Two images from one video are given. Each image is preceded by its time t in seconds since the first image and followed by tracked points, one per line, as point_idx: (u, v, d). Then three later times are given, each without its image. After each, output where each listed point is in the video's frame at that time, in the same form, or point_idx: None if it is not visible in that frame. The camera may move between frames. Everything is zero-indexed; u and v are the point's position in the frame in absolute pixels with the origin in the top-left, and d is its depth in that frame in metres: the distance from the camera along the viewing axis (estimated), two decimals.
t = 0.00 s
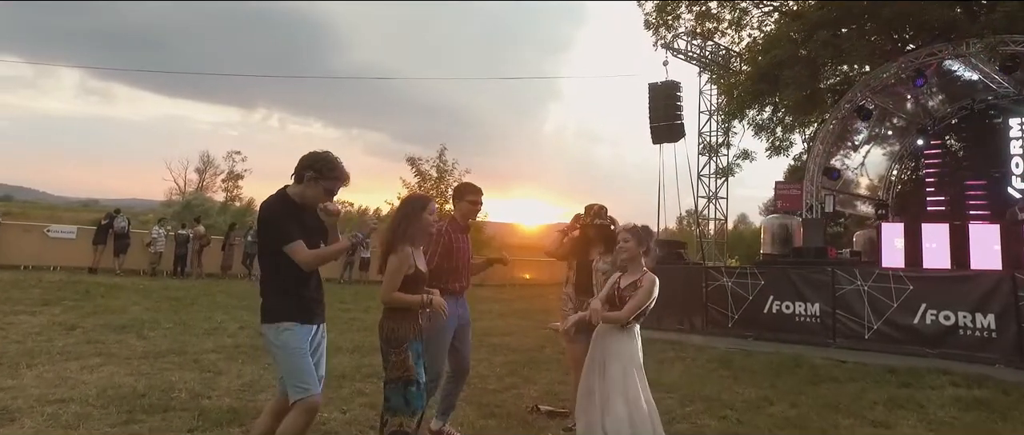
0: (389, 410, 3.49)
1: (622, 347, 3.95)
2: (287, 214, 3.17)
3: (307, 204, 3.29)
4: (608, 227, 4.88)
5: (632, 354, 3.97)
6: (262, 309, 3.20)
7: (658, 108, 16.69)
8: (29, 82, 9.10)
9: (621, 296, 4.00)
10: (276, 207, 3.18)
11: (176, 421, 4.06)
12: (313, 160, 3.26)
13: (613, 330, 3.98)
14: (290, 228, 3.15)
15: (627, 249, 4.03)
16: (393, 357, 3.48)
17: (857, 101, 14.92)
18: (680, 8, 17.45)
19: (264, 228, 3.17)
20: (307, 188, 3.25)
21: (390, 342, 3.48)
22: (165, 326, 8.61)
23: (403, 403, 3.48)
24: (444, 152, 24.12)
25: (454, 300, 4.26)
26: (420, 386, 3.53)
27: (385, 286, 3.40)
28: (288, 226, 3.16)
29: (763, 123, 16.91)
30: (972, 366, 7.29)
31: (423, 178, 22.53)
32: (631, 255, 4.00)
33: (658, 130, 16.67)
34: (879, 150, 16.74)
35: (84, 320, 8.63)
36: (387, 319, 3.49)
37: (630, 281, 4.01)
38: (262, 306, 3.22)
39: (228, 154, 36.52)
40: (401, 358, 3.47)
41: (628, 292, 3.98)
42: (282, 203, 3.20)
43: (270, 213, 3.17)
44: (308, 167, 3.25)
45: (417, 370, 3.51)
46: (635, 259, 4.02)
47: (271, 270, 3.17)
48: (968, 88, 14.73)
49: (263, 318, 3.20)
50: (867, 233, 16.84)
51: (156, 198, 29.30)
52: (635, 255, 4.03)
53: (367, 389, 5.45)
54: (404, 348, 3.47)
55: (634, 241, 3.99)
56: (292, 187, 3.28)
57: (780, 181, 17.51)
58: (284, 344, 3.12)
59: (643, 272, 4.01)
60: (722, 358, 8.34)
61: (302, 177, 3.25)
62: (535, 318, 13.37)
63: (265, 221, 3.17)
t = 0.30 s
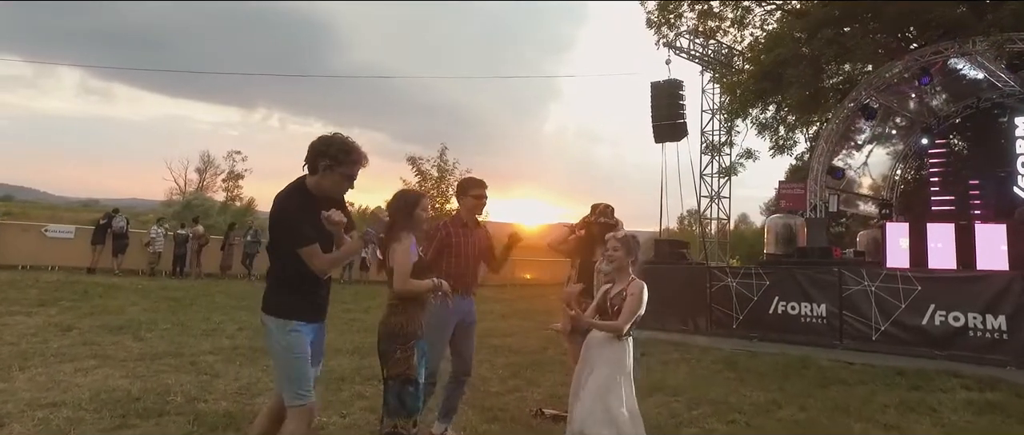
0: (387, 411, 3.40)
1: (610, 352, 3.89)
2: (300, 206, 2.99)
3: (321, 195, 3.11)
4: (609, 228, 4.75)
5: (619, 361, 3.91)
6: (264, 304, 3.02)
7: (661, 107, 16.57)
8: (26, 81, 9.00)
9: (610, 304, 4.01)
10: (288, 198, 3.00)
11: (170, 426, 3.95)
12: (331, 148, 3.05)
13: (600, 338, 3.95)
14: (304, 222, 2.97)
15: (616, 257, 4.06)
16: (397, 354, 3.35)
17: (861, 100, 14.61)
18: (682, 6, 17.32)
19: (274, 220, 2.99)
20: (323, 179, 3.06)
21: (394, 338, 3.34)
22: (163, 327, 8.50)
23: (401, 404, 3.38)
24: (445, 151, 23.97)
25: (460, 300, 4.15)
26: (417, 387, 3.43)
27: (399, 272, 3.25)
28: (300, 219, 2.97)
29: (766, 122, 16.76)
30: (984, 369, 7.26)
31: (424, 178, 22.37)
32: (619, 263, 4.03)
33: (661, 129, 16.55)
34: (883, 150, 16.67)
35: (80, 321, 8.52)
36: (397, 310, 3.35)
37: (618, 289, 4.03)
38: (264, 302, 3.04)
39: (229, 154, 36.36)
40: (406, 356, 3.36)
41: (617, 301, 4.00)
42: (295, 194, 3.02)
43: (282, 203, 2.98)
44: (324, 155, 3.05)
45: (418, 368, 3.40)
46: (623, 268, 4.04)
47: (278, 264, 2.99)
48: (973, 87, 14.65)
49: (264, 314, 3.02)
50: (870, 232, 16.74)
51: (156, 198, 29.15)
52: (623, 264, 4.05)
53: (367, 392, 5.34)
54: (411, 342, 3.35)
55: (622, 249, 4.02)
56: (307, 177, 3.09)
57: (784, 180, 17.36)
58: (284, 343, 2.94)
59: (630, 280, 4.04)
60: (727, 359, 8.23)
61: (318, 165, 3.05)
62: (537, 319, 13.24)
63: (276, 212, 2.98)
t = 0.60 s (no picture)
0: (392, 423, 3.24)
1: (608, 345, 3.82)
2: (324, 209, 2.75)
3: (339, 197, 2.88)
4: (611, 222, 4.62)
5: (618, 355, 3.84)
6: (273, 311, 2.77)
7: (662, 105, 16.46)
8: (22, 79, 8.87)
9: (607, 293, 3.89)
10: (305, 200, 2.74)
11: (166, 428, 3.84)
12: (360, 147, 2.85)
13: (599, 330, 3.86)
14: (324, 227, 2.73)
15: (615, 248, 3.95)
16: (398, 364, 3.24)
17: (864, 98, 14.51)
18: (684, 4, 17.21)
19: (292, 222, 2.73)
20: (346, 179, 2.84)
21: (395, 347, 3.25)
22: (160, 326, 8.38)
23: (411, 416, 3.24)
24: (445, 150, 23.85)
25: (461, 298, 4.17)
26: (427, 397, 3.31)
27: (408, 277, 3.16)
28: (323, 222, 2.74)
29: (769, 120, 16.63)
30: (992, 369, 7.17)
31: (424, 176, 22.25)
32: (618, 254, 3.92)
33: (663, 128, 16.44)
34: (884, 149, 16.64)
35: (76, 320, 8.40)
36: (400, 319, 3.26)
37: (615, 278, 3.92)
38: (271, 308, 2.78)
39: (228, 153, 36.21)
40: (410, 363, 3.25)
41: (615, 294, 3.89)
42: (317, 194, 2.76)
43: (303, 204, 2.73)
44: (352, 155, 2.83)
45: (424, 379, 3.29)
46: (622, 259, 3.93)
47: (294, 269, 2.74)
48: (976, 86, 14.59)
49: (272, 322, 2.77)
50: (873, 232, 16.64)
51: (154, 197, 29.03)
52: (621, 253, 3.95)
53: (367, 393, 5.23)
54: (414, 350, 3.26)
55: (623, 239, 3.92)
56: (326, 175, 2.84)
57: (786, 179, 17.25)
58: (302, 354, 2.74)
59: (628, 270, 3.93)
60: (731, 359, 8.13)
61: (343, 165, 2.82)
62: (538, 319, 13.14)
63: (295, 213, 2.73)
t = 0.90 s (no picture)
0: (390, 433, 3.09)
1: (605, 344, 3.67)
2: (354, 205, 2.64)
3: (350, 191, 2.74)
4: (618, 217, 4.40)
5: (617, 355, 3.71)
6: (295, 322, 2.59)
7: (661, 103, 16.37)
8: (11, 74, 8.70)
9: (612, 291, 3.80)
10: (313, 194, 2.62)
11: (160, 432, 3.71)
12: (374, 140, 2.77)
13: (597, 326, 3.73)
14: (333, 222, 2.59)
15: (622, 245, 3.84)
16: (386, 371, 3.12)
17: (863, 97, 14.48)
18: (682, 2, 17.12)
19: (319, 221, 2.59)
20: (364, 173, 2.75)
21: (382, 354, 3.13)
22: (153, 326, 8.23)
23: (407, 423, 3.08)
24: (441, 149, 23.70)
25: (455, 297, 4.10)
26: (423, 404, 3.16)
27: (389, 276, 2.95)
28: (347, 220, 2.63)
29: (768, 119, 16.54)
30: (997, 369, 7.13)
31: (420, 175, 22.10)
32: (625, 250, 3.81)
33: (662, 126, 16.34)
34: (880, 148, 16.42)
35: (67, 320, 8.24)
36: (382, 326, 3.14)
37: (622, 277, 3.82)
38: (290, 317, 2.59)
39: (222, 151, 35.91)
40: (397, 370, 3.12)
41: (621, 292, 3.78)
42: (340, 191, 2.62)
43: (326, 200, 2.59)
44: (366, 148, 2.75)
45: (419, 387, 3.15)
46: (630, 256, 3.83)
47: (318, 273, 2.59)
48: (974, 86, 14.54)
49: (295, 333, 2.59)
50: (871, 231, 16.58)
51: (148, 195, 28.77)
52: (629, 250, 3.84)
53: (365, 395, 5.11)
54: (401, 358, 3.13)
55: (630, 236, 3.82)
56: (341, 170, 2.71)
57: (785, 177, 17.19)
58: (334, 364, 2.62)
59: (636, 268, 3.83)
60: (734, 359, 8.04)
61: (359, 158, 2.73)
62: (536, 318, 13.03)
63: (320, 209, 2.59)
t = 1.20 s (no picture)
0: (382, 434, 3.00)
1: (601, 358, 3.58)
2: (368, 188, 2.58)
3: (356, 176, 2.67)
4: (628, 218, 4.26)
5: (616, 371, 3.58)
6: (315, 312, 2.44)
7: (658, 101, 16.28)
8: None
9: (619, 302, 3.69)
10: (309, 181, 2.56)
11: None
12: (377, 122, 2.74)
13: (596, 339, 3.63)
14: (333, 205, 2.51)
15: (632, 252, 3.75)
16: (379, 367, 3.01)
17: (861, 95, 14.43)
18: None
19: (334, 206, 2.51)
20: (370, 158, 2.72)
21: (377, 350, 3.01)
22: (146, 326, 8.08)
23: (401, 423, 2.99)
24: (436, 147, 23.55)
25: (455, 292, 4.01)
26: (419, 406, 3.06)
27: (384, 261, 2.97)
28: (361, 204, 2.56)
29: (767, 117, 16.48)
30: (1001, 369, 7.12)
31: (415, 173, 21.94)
32: (635, 258, 3.72)
33: (659, 124, 16.26)
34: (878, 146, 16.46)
35: (57, 320, 8.07)
36: (378, 320, 3.03)
37: (631, 287, 3.71)
38: (307, 308, 2.45)
39: (215, 149, 35.53)
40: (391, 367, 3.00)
41: (626, 301, 3.67)
42: (353, 174, 2.56)
43: (338, 184, 2.53)
44: (369, 130, 2.70)
45: (414, 387, 3.04)
46: (639, 263, 3.72)
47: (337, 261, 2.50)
48: (972, 85, 14.59)
49: (314, 325, 2.43)
50: (868, 230, 16.55)
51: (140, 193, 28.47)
52: (640, 258, 3.74)
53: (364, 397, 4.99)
54: (394, 354, 2.99)
55: (639, 243, 3.73)
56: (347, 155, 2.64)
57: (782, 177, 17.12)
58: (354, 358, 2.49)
59: (647, 278, 3.71)
60: (735, 359, 7.97)
61: (363, 140, 2.68)
62: (533, 318, 12.91)
63: (333, 195, 2.52)
